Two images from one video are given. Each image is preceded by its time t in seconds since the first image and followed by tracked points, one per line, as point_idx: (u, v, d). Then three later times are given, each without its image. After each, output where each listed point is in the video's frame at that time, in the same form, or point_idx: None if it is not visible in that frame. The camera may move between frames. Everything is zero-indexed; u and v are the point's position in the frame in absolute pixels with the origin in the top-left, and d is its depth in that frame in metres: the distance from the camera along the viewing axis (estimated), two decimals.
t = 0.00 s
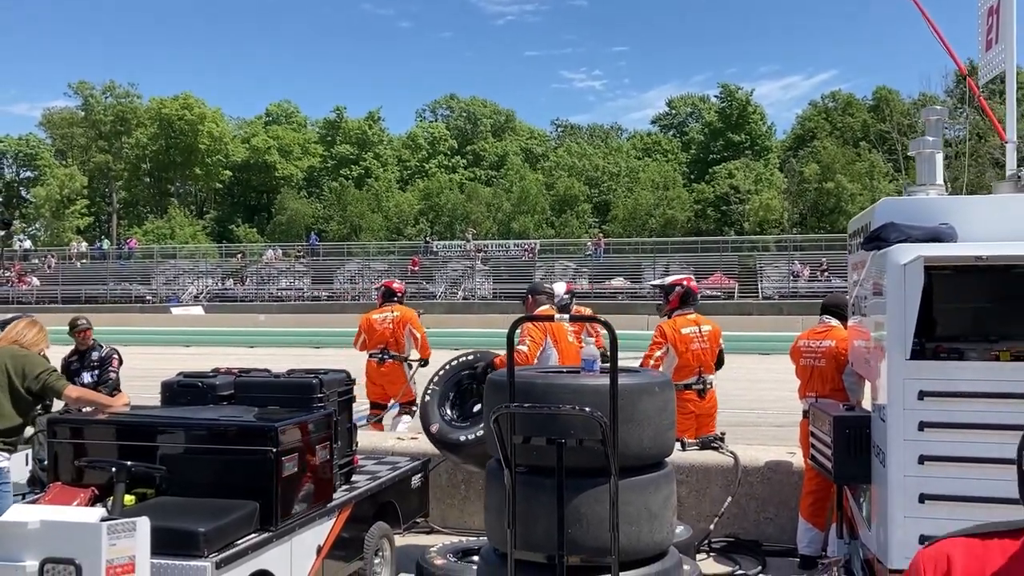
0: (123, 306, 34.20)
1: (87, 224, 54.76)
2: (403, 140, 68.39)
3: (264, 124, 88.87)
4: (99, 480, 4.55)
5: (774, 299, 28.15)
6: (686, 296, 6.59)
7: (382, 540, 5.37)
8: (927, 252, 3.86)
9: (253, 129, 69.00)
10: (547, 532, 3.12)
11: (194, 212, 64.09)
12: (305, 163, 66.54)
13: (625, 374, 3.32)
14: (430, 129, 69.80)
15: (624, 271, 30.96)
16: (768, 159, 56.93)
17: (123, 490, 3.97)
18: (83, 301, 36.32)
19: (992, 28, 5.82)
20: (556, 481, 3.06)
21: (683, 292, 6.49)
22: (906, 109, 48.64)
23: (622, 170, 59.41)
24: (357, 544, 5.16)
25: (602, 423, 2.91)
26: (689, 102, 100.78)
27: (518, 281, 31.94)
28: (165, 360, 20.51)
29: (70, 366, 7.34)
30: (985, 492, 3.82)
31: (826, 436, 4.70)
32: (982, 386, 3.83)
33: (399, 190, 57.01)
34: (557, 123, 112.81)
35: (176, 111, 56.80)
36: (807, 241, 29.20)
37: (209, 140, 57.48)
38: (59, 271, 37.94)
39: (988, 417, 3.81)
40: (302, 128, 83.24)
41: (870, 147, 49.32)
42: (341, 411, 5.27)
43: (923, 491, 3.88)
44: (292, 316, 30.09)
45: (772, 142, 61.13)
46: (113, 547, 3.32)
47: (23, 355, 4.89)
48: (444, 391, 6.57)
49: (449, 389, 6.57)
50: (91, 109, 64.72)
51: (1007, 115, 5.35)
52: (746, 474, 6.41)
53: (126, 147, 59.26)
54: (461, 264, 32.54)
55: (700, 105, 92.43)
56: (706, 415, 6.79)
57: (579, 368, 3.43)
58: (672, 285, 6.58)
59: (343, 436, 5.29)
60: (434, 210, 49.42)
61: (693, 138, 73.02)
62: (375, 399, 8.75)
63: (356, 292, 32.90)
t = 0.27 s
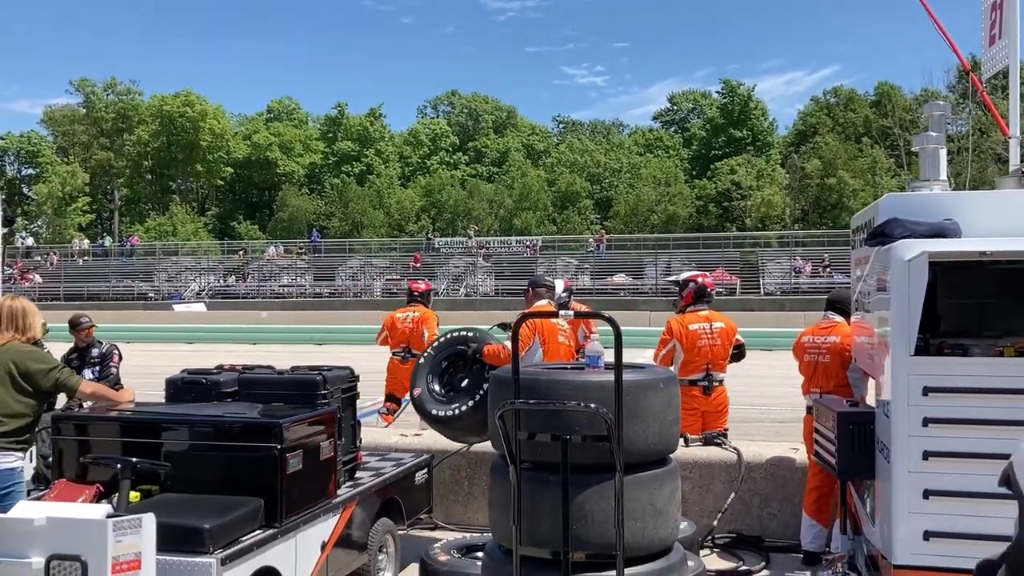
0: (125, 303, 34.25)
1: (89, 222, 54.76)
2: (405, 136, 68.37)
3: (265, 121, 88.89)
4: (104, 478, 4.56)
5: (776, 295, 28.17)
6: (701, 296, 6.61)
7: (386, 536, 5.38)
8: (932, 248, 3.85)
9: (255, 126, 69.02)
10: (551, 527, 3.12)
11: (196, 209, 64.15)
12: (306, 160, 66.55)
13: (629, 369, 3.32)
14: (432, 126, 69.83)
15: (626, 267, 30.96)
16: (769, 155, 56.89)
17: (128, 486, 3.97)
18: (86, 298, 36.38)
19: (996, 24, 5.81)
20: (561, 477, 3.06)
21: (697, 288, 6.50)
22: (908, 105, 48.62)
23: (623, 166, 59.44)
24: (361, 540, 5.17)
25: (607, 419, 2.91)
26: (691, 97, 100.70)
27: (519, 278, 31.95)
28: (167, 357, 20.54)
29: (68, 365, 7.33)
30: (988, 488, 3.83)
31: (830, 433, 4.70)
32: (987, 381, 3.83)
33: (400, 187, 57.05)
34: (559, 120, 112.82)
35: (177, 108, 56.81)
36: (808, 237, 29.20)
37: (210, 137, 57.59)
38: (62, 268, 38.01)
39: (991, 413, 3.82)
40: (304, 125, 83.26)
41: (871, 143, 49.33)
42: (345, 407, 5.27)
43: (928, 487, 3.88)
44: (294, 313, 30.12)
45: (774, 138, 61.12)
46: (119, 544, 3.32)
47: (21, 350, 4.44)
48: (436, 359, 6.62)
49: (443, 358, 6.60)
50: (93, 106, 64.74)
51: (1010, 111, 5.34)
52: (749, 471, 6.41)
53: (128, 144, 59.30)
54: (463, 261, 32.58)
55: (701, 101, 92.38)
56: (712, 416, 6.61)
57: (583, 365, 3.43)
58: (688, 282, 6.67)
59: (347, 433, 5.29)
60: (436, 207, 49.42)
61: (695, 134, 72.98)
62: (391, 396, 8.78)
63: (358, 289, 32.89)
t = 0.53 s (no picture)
0: (128, 301, 34.25)
1: (91, 219, 54.78)
2: (406, 134, 68.32)
3: (267, 118, 88.82)
4: (113, 475, 4.56)
5: (779, 291, 28.15)
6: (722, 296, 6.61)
7: (394, 534, 5.38)
8: (942, 244, 3.84)
9: (257, 123, 68.99)
10: (563, 525, 3.13)
11: (198, 207, 64.11)
12: (308, 157, 66.54)
13: (641, 366, 3.31)
14: (434, 122, 69.80)
15: (629, 264, 30.94)
16: (772, 151, 56.79)
17: (138, 484, 3.97)
18: (88, 296, 36.38)
19: (1004, 19, 5.79)
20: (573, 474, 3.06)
21: (714, 285, 6.49)
22: (911, 101, 48.56)
23: (626, 163, 59.38)
24: (369, 537, 5.17)
25: (620, 416, 2.91)
26: (693, 94, 100.61)
27: (522, 275, 31.93)
28: (170, 354, 20.53)
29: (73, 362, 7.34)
30: (1000, 484, 3.82)
31: (839, 429, 4.69)
32: (998, 378, 3.82)
33: (402, 184, 57.03)
34: (561, 117, 112.71)
35: (179, 105, 56.78)
36: (812, 233, 29.17)
37: (212, 134, 57.66)
38: (64, 266, 38.00)
39: (1000, 410, 3.81)
40: (305, 122, 83.21)
41: (874, 138, 49.29)
42: (353, 404, 5.27)
43: (939, 484, 3.88)
44: (296, 310, 30.12)
45: (777, 134, 61.03)
46: (131, 541, 3.33)
47: (47, 354, 4.59)
48: (428, 347, 6.56)
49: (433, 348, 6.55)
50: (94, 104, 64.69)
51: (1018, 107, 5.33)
52: (757, 468, 6.41)
53: (130, 142, 59.25)
54: (465, 258, 32.59)
55: (704, 98, 92.30)
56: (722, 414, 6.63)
57: (595, 362, 3.42)
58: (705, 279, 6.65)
59: (355, 430, 5.29)
60: (438, 204, 49.40)
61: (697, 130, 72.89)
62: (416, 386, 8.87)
63: (360, 286, 32.88)
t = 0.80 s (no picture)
0: (132, 300, 34.31)
1: (94, 218, 54.86)
2: (409, 132, 68.32)
3: (269, 116, 88.89)
4: (122, 472, 4.57)
5: (781, 289, 28.15)
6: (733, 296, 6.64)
7: (402, 531, 5.40)
8: (952, 240, 3.83)
9: (259, 122, 69.06)
10: (574, 522, 3.13)
11: (201, 205, 64.18)
12: (311, 155, 66.58)
13: (651, 363, 3.31)
14: (436, 121, 69.83)
15: (631, 262, 30.94)
16: (774, 148, 56.66)
17: (149, 481, 3.98)
18: (92, 294, 36.45)
19: (1011, 15, 5.78)
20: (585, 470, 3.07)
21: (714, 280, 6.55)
22: (913, 99, 48.53)
23: (628, 161, 59.36)
24: (378, 534, 5.19)
25: (632, 414, 2.91)
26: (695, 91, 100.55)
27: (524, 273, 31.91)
28: (174, 352, 20.58)
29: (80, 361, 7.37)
30: (1010, 481, 3.82)
31: (847, 426, 4.69)
32: (1008, 374, 3.82)
33: (405, 182, 57.08)
34: (563, 115, 112.63)
35: (181, 104, 56.85)
36: (814, 231, 29.16)
37: (215, 133, 57.75)
38: (67, 265, 38.06)
39: (1009, 406, 3.82)
40: (307, 121, 83.25)
41: (876, 136, 49.28)
42: (361, 402, 5.29)
43: (948, 480, 3.88)
44: (299, 309, 30.16)
45: (779, 132, 60.97)
46: (143, 538, 3.34)
47: (68, 355, 4.69)
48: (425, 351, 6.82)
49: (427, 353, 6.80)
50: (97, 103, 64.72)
51: None
52: (764, 464, 6.42)
53: (133, 140, 59.30)
54: (468, 256, 32.63)
55: (706, 95, 92.23)
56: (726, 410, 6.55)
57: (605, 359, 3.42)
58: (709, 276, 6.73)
59: (363, 427, 5.31)
60: (440, 202, 49.38)
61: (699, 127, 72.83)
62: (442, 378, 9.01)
63: (363, 285, 32.89)
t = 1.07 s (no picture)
0: (134, 299, 34.34)
1: (96, 218, 54.94)
2: (411, 131, 68.34)
3: (271, 116, 88.87)
4: (125, 471, 4.57)
5: (785, 287, 28.12)
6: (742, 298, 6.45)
7: (406, 529, 5.40)
8: (955, 238, 3.83)
9: (261, 122, 69.08)
10: (579, 520, 3.13)
11: (203, 205, 64.19)
12: (313, 154, 66.58)
13: (655, 361, 3.31)
14: (437, 120, 69.83)
15: (633, 261, 30.93)
16: (777, 146, 56.59)
17: (153, 479, 3.97)
18: (94, 294, 36.46)
19: (1015, 12, 5.77)
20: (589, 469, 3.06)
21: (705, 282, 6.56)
22: (916, 96, 48.47)
23: (630, 159, 59.33)
24: (381, 533, 5.19)
25: (637, 410, 2.90)
26: (697, 90, 100.42)
27: (527, 272, 31.86)
28: (177, 352, 20.59)
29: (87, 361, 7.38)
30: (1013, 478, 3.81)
31: (851, 423, 4.69)
32: (1013, 371, 3.81)
33: (406, 181, 57.03)
34: (565, 113, 112.53)
35: (183, 104, 56.98)
36: (817, 229, 29.11)
37: (216, 132, 57.80)
38: (70, 265, 38.07)
39: (1014, 403, 3.81)
40: (309, 120, 83.22)
41: (879, 134, 49.21)
42: (363, 400, 5.30)
43: (951, 478, 3.88)
44: (302, 308, 30.16)
45: (782, 130, 60.86)
46: (147, 536, 3.33)
47: (76, 354, 4.87)
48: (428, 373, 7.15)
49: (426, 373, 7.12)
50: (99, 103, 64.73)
51: None
52: (766, 462, 6.41)
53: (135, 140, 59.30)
54: (470, 256, 32.64)
55: (708, 94, 92.14)
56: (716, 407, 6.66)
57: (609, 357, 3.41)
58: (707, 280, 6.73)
59: (366, 425, 5.32)
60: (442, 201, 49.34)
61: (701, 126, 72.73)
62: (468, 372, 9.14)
63: (365, 284, 32.91)
